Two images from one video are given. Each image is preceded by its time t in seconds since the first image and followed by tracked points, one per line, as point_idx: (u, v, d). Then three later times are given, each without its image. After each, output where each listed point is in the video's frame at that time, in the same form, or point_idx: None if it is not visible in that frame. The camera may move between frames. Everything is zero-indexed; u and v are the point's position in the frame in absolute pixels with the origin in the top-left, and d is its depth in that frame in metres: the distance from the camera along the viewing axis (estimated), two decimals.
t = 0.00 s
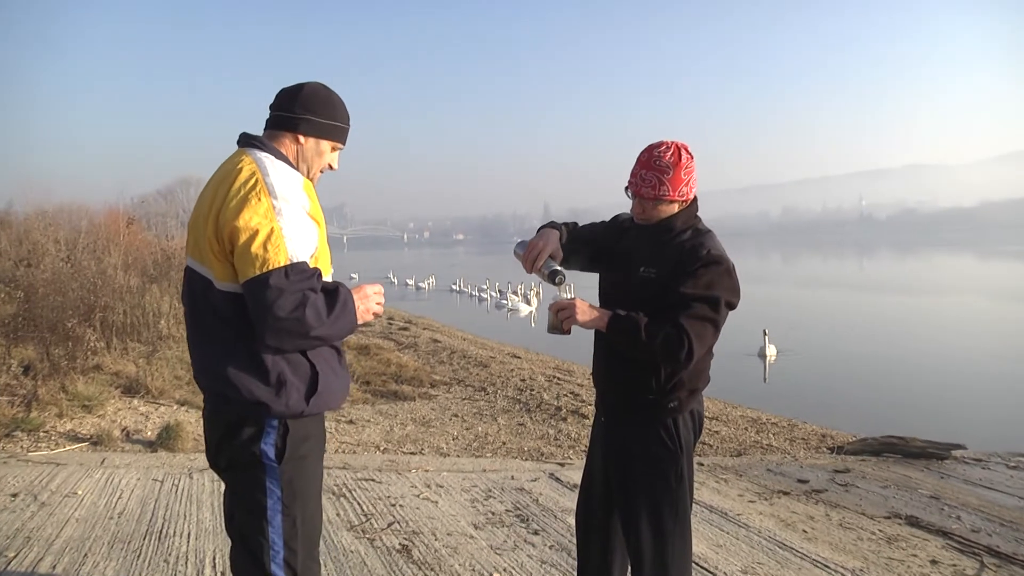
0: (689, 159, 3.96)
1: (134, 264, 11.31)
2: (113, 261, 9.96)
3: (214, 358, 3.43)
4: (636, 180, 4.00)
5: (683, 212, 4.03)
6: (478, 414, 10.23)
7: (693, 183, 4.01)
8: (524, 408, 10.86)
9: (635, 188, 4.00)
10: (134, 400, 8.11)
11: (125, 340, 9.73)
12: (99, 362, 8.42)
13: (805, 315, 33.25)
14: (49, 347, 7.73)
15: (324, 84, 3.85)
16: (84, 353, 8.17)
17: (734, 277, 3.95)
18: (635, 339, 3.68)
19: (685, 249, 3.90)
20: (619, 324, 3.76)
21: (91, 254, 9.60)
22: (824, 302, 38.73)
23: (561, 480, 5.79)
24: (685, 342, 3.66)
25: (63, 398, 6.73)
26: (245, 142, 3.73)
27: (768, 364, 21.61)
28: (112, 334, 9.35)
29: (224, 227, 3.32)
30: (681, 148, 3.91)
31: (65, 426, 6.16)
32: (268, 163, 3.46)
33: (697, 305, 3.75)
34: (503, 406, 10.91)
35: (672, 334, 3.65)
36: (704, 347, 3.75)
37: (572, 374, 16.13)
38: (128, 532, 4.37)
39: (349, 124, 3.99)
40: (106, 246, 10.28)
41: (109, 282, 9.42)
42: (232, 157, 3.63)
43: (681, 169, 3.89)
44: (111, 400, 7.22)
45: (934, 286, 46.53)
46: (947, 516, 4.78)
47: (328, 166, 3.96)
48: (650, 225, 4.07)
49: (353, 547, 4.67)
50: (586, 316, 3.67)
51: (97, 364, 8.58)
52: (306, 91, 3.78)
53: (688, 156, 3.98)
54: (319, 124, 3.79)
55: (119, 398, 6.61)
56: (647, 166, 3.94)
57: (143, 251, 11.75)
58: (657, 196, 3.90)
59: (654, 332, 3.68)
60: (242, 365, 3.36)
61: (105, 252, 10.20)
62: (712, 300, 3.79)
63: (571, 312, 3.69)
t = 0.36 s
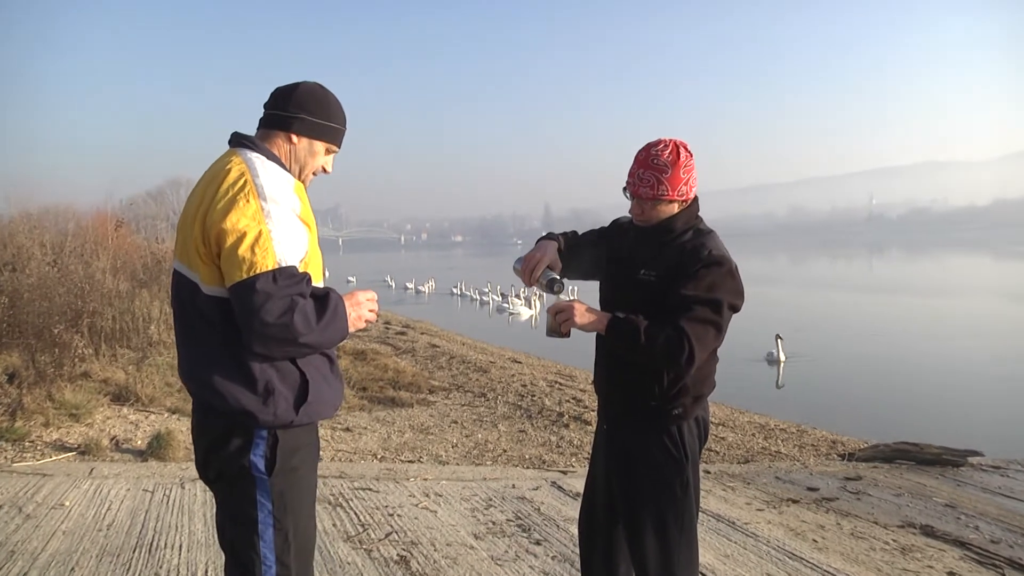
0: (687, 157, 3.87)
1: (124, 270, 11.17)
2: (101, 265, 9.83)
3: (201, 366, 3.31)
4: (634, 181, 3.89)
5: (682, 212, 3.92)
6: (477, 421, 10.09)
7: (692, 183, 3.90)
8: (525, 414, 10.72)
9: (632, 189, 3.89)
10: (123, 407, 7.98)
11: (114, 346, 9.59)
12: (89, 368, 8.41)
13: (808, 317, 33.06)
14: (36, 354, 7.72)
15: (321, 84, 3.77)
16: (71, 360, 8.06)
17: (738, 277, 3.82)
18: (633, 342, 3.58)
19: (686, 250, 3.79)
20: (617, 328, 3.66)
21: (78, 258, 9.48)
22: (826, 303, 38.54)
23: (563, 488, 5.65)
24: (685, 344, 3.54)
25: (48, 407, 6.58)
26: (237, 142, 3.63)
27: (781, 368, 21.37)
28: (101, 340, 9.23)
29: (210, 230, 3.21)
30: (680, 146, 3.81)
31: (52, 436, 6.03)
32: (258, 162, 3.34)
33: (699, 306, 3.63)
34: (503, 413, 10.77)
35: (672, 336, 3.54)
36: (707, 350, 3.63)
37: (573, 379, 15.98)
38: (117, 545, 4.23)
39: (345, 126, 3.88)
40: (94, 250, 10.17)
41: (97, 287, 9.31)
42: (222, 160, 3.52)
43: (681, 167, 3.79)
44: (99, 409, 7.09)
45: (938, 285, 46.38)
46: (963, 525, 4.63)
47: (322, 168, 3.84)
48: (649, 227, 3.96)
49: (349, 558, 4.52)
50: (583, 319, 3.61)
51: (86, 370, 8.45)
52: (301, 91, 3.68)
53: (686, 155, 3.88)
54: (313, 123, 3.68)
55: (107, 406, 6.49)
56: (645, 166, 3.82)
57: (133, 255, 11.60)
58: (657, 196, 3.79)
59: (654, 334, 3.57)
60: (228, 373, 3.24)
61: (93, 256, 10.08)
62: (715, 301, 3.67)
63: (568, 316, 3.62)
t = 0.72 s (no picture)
0: (692, 154, 3.80)
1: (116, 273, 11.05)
2: (91, 267, 9.70)
3: (196, 373, 3.18)
4: (637, 180, 3.83)
5: (686, 212, 3.85)
6: (480, 428, 9.93)
7: (698, 183, 3.81)
8: (530, 421, 10.56)
9: (637, 189, 3.82)
10: (113, 414, 7.99)
11: (105, 351, 9.46)
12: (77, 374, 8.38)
13: (812, 322, 32.87)
14: (22, 360, 7.72)
15: (318, 78, 3.63)
16: (60, 365, 8.04)
17: (747, 282, 3.73)
18: (638, 348, 3.51)
19: (690, 253, 3.70)
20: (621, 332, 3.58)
21: (68, 260, 9.35)
22: (830, 308, 38.34)
23: (569, 498, 5.49)
24: (691, 351, 3.46)
25: (36, 414, 6.45)
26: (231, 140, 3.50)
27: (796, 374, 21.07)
28: (91, 344, 9.10)
29: (203, 234, 3.09)
30: (684, 144, 3.74)
31: (39, 444, 5.90)
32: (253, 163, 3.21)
33: (705, 312, 3.54)
34: (507, 420, 10.62)
35: (677, 342, 3.46)
36: (713, 358, 3.55)
37: (576, 385, 15.82)
38: (106, 557, 4.07)
39: (344, 121, 3.75)
40: (85, 251, 10.04)
41: (88, 289, 9.19)
42: (218, 161, 3.41)
43: (685, 165, 3.72)
44: (89, 416, 6.96)
45: (944, 290, 46.22)
46: (984, 539, 4.47)
47: (321, 166, 3.71)
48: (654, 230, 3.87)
49: (349, 571, 4.36)
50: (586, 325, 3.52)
51: (75, 377, 8.37)
52: (297, 86, 3.55)
53: (690, 153, 3.81)
54: (310, 120, 3.56)
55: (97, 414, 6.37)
56: (649, 165, 3.76)
57: (124, 257, 11.45)
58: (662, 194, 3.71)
59: (657, 341, 3.49)
60: (225, 380, 3.11)
61: (84, 258, 9.95)
62: (722, 307, 3.58)
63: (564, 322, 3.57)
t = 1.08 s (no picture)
0: (696, 154, 3.92)
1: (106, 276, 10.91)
2: (81, 269, 9.58)
3: (199, 383, 3.33)
4: (639, 179, 3.96)
5: (689, 212, 3.97)
6: (482, 436, 9.78)
7: (701, 183, 3.92)
8: (533, 430, 10.41)
9: (639, 189, 3.95)
10: (104, 421, 7.90)
11: (95, 356, 9.33)
12: (68, 382, 8.32)
13: (819, 328, 32.55)
14: (11, 364, 7.62)
15: (317, 75, 3.66)
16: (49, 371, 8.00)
17: (754, 286, 3.78)
18: (643, 352, 3.61)
19: (695, 255, 3.77)
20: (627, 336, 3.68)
21: (57, 262, 9.22)
22: (836, 313, 37.99)
23: (573, 508, 5.35)
24: (697, 355, 3.53)
25: (23, 421, 6.33)
26: (232, 141, 3.55)
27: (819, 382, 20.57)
28: (81, 350, 8.96)
29: (205, 238, 3.22)
30: (688, 143, 3.87)
31: (26, 453, 5.77)
32: (253, 162, 3.33)
33: (710, 316, 3.62)
34: (509, 428, 10.47)
35: (683, 347, 3.54)
36: (720, 362, 3.62)
37: (579, 392, 15.63)
38: (93, 570, 3.92)
39: (344, 118, 3.78)
40: (75, 253, 9.93)
41: (77, 293, 9.07)
42: (214, 161, 3.52)
43: (688, 164, 3.85)
44: (78, 424, 6.84)
45: (953, 294, 45.84)
46: (1006, 553, 4.32)
47: (323, 164, 3.76)
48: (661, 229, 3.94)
49: None
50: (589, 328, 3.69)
51: (62, 383, 8.28)
52: (297, 84, 3.57)
53: (694, 153, 3.94)
54: (313, 119, 3.60)
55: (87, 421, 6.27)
56: (652, 163, 3.88)
57: (114, 259, 11.27)
58: (664, 193, 3.84)
59: (664, 345, 3.56)
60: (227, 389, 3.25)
61: (73, 259, 9.82)
62: (728, 311, 3.65)
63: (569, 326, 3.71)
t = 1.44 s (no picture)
0: (693, 152, 3.88)
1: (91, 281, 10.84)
2: (65, 272, 9.48)
3: (193, 389, 3.24)
4: (635, 175, 3.98)
5: (686, 210, 3.93)
6: (481, 444, 9.63)
7: (695, 180, 3.88)
8: (533, 437, 10.26)
9: (633, 184, 3.97)
10: (89, 430, 7.81)
11: (81, 363, 9.26)
12: (53, 390, 8.27)
13: (822, 331, 32.34)
14: None
15: (311, 72, 3.53)
16: (32, 377, 7.96)
17: (758, 287, 3.76)
18: (649, 357, 3.60)
19: (696, 254, 3.75)
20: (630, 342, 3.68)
21: (40, 265, 9.17)
22: (839, 316, 37.77)
23: (575, 518, 5.21)
24: (704, 362, 3.52)
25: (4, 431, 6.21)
26: (226, 141, 3.43)
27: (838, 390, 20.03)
28: (66, 355, 8.91)
29: (202, 240, 3.15)
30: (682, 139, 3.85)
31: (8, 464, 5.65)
32: (251, 163, 3.27)
33: (716, 320, 3.61)
34: (508, 435, 10.32)
35: (690, 353, 3.53)
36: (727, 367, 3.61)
37: (580, 398, 15.47)
38: None
39: (339, 116, 3.65)
40: (59, 255, 9.89)
41: (61, 297, 9.02)
42: (207, 159, 3.43)
43: (680, 159, 3.82)
44: (62, 433, 6.72)
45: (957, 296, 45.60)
46: None
47: (319, 163, 3.62)
48: (660, 229, 3.92)
49: None
50: (594, 339, 3.76)
51: (46, 391, 8.23)
52: (291, 81, 3.44)
53: (692, 150, 3.89)
54: (310, 117, 3.48)
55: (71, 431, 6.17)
56: (647, 159, 3.90)
57: (100, 262, 11.11)
58: (654, 187, 3.85)
59: (671, 350, 3.57)
60: (224, 395, 3.18)
61: (56, 261, 9.74)
62: (733, 314, 3.64)
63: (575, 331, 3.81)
